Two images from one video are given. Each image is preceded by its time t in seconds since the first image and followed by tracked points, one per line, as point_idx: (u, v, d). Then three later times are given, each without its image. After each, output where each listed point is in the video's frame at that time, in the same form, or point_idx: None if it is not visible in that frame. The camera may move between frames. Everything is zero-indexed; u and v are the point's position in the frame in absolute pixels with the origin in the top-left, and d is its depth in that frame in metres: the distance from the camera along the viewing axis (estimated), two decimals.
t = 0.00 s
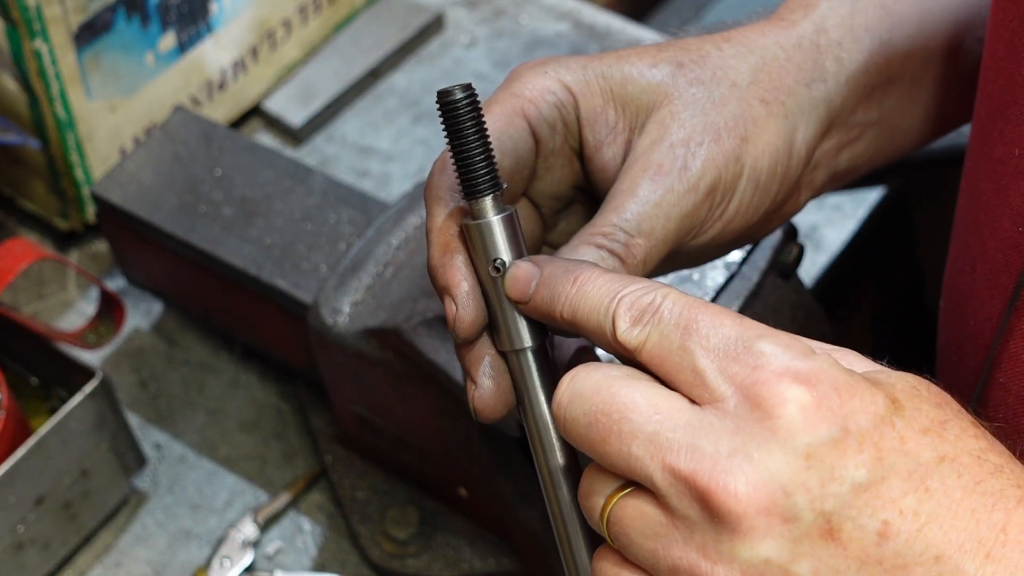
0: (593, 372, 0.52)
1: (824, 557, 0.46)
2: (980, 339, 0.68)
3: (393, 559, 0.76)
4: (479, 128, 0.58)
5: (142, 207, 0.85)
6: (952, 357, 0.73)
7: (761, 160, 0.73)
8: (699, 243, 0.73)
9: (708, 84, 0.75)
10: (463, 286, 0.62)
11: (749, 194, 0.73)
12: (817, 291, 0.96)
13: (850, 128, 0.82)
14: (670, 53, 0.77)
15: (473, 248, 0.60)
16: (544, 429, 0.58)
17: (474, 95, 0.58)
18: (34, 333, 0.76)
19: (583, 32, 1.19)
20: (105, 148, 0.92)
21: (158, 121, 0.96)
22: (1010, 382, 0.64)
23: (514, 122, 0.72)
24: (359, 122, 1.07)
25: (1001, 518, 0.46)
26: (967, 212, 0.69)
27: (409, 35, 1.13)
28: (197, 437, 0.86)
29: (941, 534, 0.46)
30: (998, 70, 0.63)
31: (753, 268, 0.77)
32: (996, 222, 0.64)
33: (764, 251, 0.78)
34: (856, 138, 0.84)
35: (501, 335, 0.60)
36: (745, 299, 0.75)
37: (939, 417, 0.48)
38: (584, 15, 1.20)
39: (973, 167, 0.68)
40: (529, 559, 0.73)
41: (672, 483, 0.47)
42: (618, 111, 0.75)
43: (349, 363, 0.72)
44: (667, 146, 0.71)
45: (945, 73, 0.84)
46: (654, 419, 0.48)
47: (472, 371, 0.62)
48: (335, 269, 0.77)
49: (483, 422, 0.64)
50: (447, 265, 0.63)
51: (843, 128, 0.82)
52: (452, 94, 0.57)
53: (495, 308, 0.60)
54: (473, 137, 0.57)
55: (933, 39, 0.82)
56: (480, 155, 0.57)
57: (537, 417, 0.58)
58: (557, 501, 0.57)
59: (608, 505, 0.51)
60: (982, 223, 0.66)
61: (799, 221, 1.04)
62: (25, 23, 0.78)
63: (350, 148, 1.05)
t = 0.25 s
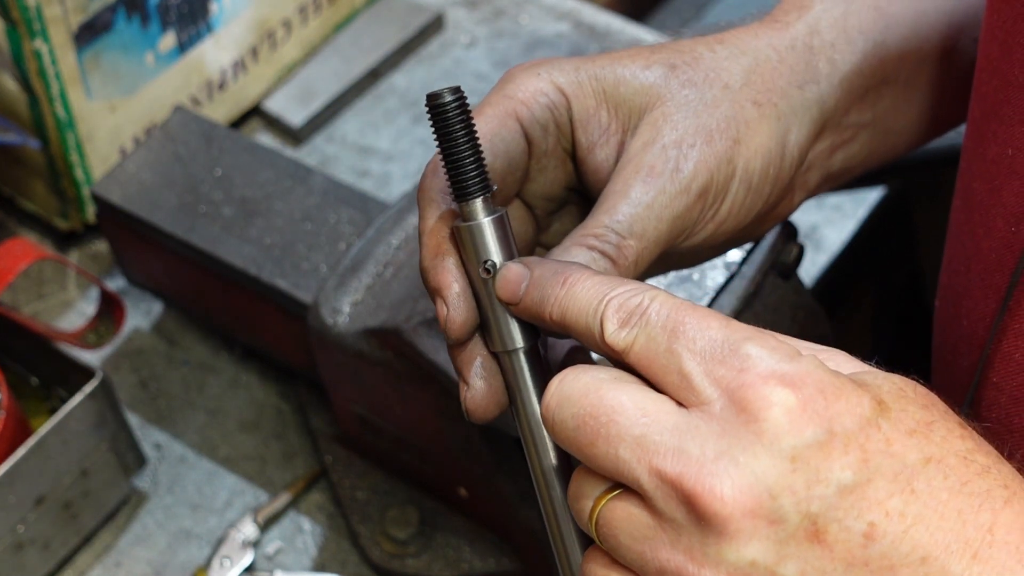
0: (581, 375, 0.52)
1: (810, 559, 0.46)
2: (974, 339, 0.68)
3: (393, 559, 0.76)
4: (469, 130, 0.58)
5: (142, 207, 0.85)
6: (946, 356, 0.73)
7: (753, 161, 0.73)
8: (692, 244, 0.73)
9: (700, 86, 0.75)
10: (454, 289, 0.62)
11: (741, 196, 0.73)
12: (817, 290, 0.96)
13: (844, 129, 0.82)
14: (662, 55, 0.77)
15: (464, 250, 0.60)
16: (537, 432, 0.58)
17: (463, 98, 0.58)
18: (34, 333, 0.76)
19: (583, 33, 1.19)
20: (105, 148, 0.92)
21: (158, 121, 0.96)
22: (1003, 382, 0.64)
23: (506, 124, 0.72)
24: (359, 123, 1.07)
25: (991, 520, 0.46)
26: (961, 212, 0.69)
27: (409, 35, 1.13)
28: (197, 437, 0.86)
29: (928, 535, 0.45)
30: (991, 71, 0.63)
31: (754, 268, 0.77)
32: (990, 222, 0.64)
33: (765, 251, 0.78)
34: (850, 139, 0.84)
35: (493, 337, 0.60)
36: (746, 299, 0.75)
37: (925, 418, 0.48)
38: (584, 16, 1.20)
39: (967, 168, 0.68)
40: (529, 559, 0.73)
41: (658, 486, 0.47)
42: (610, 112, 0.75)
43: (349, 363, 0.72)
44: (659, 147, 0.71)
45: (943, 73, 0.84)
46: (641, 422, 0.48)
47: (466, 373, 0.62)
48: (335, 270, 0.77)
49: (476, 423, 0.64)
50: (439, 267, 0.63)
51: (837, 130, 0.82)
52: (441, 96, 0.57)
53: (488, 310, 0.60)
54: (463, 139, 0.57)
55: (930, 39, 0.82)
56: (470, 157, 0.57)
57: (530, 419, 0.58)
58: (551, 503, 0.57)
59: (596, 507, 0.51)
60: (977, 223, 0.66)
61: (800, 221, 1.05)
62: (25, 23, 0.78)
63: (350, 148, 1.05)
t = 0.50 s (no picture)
0: (572, 380, 0.52)
1: (799, 562, 0.46)
2: (968, 339, 0.68)
3: (393, 559, 0.76)
4: (458, 138, 0.58)
5: (142, 207, 0.85)
6: (941, 357, 0.73)
7: (745, 167, 0.73)
8: (686, 248, 0.73)
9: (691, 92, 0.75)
10: (445, 295, 0.62)
11: (734, 201, 0.73)
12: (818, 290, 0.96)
13: (837, 132, 0.82)
14: (653, 62, 0.77)
15: (455, 256, 0.60)
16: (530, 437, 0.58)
17: (451, 106, 0.58)
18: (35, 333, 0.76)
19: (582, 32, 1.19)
20: (106, 148, 0.92)
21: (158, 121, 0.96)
22: (997, 382, 0.64)
23: (499, 129, 0.72)
24: (359, 122, 1.07)
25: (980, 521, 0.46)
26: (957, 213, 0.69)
27: (409, 35, 1.12)
28: (197, 437, 0.86)
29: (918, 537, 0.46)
30: (986, 72, 0.63)
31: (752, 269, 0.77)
32: (985, 222, 0.64)
33: (765, 252, 0.78)
34: (843, 143, 0.83)
35: (486, 342, 0.60)
36: (746, 300, 0.75)
37: (914, 421, 0.48)
38: (584, 15, 1.20)
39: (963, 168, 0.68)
40: (531, 559, 0.73)
41: (648, 489, 0.47)
42: (603, 118, 0.75)
43: (349, 363, 0.72)
44: (653, 153, 0.71)
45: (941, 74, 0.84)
46: (631, 426, 0.48)
47: (458, 379, 0.62)
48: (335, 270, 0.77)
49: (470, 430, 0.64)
50: (430, 275, 0.63)
51: (830, 133, 0.81)
52: (429, 106, 0.57)
53: (480, 316, 0.60)
54: (451, 147, 0.57)
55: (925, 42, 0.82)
56: (459, 164, 0.58)
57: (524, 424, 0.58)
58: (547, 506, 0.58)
59: (589, 510, 0.51)
60: (971, 224, 0.66)
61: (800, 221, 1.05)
62: (25, 23, 0.78)
63: (350, 148, 1.05)
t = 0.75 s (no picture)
0: (569, 378, 0.52)
1: (796, 562, 0.46)
2: (965, 339, 0.68)
3: (393, 559, 0.76)
4: (457, 133, 0.58)
5: (142, 207, 0.85)
6: (938, 357, 0.74)
7: (744, 165, 0.73)
8: (683, 246, 0.73)
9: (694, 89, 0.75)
10: (442, 289, 0.63)
11: (733, 199, 0.73)
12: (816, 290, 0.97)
13: (834, 132, 0.82)
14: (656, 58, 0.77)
15: (453, 249, 0.60)
16: (527, 435, 0.58)
17: (451, 100, 0.58)
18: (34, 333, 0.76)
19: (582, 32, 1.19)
20: (106, 148, 0.92)
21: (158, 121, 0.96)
22: (994, 384, 0.64)
23: (498, 125, 0.72)
24: (359, 122, 1.07)
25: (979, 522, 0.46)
26: (955, 212, 0.69)
27: (409, 35, 1.13)
28: (197, 437, 0.86)
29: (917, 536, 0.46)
30: (983, 72, 0.63)
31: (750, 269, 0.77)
32: (982, 223, 0.64)
33: (765, 252, 0.78)
34: (840, 142, 0.84)
35: (483, 337, 0.60)
36: (746, 300, 0.75)
37: (911, 421, 0.48)
38: (584, 15, 1.20)
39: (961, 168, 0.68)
40: (530, 559, 0.73)
41: (646, 489, 0.47)
42: (603, 113, 0.75)
43: (349, 363, 0.72)
44: (653, 149, 0.71)
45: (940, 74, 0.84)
46: (629, 425, 0.48)
47: (455, 374, 0.62)
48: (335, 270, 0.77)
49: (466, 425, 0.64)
50: (428, 268, 0.64)
51: (828, 134, 0.82)
52: (428, 100, 0.57)
53: (477, 310, 0.60)
54: (451, 142, 0.57)
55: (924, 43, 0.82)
56: (458, 159, 0.57)
57: (521, 422, 0.58)
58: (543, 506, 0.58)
59: (586, 509, 0.51)
60: (969, 224, 0.67)
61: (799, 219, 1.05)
62: (25, 23, 0.78)
63: (350, 148, 1.05)
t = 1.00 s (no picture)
0: (571, 378, 0.52)
1: (797, 562, 0.46)
2: (966, 339, 0.68)
3: (393, 559, 0.76)
4: (461, 131, 0.58)
5: (142, 207, 0.85)
6: (938, 357, 0.74)
7: (747, 169, 0.73)
8: (684, 248, 0.74)
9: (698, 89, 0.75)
10: (441, 289, 0.63)
11: (735, 202, 0.74)
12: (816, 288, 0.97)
13: (834, 133, 0.82)
14: (662, 56, 0.77)
15: (454, 250, 0.60)
16: (527, 436, 0.58)
17: (455, 99, 0.58)
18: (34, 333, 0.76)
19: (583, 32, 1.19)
20: (106, 148, 0.92)
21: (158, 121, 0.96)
22: (994, 384, 0.64)
23: (502, 122, 0.72)
24: (358, 122, 1.07)
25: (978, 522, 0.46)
26: (955, 213, 0.69)
27: (409, 35, 1.12)
28: (197, 437, 0.86)
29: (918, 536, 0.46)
30: (983, 73, 0.63)
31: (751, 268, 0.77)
32: (983, 224, 0.64)
33: (765, 252, 0.78)
34: (842, 143, 0.84)
35: (483, 338, 0.60)
36: (746, 300, 0.75)
37: (913, 421, 0.48)
38: (584, 15, 1.20)
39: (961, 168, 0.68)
40: (530, 559, 0.73)
41: (647, 489, 0.47)
42: (608, 112, 0.75)
43: (349, 363, 0.72)
44: (656, 151, 0.71)
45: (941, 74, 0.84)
46: (630, 425, 0.48)
47: (454, 374, 0.62)
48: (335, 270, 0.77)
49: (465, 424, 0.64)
50: (429, 268, 0.63)
51: (830, 134, 0.82)
52: (432, 98, 0.57)
53: (478, 311, 0.60)
54: (454, 140, 0.57)
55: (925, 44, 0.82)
56: (461, 158, 0.57)
57: (519, 422, 0.58)
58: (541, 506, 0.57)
59: (587, 509, 0.51)
60: (969, 225, 0.67)
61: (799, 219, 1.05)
62: (25, 23, 0.78)
63: (350, 148, 1.05)
